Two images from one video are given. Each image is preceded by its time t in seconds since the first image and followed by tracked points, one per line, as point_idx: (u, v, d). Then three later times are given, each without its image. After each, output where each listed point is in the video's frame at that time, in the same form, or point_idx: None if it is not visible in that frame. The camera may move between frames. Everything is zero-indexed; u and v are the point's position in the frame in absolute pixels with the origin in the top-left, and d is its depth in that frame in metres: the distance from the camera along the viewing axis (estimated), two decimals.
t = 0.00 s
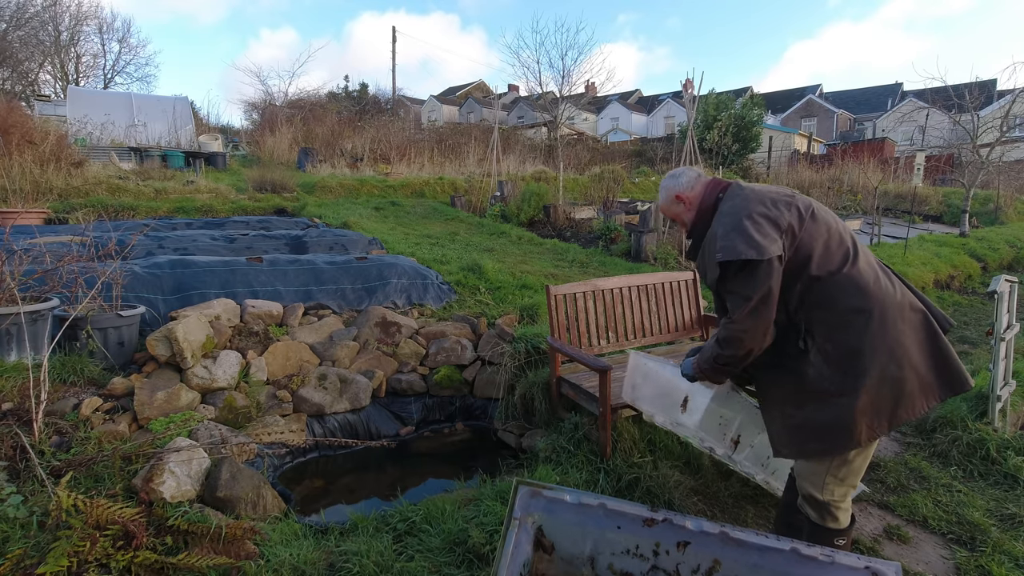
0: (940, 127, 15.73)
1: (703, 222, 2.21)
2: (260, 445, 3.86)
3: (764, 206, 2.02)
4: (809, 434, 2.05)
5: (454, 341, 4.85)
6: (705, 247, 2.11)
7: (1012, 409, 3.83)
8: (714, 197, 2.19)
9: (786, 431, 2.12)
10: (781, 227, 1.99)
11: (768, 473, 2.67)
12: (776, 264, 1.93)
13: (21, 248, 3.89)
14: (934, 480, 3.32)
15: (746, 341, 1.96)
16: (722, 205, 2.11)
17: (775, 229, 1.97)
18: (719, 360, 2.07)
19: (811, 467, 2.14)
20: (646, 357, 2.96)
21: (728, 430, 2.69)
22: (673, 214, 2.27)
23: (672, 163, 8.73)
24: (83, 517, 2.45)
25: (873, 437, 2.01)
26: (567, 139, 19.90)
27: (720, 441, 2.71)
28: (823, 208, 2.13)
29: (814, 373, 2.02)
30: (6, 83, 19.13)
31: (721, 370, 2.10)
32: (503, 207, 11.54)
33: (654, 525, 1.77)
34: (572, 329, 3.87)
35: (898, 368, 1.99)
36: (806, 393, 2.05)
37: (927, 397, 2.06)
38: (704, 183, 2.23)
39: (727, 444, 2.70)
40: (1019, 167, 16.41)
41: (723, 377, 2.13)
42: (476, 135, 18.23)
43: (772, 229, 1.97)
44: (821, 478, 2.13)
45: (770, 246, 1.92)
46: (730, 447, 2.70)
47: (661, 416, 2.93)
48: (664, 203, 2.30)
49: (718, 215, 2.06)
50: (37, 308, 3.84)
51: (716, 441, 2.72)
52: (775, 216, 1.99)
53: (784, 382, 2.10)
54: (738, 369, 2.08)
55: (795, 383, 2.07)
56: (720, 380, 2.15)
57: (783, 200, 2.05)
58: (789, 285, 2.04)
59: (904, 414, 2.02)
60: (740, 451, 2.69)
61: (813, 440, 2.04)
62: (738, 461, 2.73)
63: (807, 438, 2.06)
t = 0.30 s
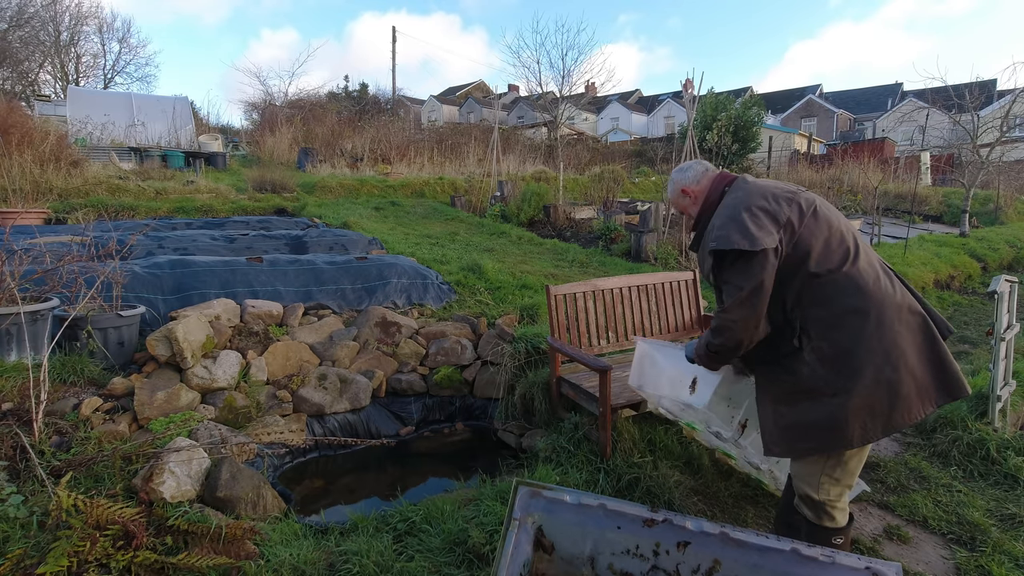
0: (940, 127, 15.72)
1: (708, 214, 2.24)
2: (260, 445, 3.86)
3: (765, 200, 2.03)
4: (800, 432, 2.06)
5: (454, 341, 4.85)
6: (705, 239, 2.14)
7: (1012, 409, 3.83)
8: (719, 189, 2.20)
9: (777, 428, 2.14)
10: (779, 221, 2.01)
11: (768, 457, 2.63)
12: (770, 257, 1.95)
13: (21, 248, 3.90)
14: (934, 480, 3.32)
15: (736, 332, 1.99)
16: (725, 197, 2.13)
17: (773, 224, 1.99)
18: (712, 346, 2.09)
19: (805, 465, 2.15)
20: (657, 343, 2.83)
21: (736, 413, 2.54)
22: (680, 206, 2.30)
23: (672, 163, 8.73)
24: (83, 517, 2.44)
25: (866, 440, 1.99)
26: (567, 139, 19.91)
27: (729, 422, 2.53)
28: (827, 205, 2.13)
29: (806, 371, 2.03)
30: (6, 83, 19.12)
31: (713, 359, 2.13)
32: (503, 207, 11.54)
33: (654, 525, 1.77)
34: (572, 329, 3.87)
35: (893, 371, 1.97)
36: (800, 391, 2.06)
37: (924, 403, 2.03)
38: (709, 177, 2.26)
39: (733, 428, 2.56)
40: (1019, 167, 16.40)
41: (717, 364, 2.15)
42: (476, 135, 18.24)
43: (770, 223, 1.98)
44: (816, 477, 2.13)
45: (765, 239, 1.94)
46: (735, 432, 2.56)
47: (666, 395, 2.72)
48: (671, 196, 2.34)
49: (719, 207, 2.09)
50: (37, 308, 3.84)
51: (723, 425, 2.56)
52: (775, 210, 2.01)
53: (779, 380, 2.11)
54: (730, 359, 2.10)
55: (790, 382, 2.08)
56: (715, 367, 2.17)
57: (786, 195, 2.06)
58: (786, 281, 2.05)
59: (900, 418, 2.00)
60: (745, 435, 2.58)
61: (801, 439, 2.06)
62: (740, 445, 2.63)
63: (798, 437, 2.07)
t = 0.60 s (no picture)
0: (940, 127, 15.72)
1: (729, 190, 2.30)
2: (260, 445, 3.86)
3: (775, 188, 2.05)
4: (771, 419, 2.11)
5: (454, 341, 4.85)
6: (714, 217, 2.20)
7: (1012, 409, 3.83)
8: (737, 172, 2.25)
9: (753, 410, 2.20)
10: (783, 212, 2.03)
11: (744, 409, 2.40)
12: (761, 245, 2.01)
13: (21, 248, 3.90)
14: (934, 480, 3.32)
15: (709, 305, 2.12)
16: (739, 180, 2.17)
17: (774, 213, 2.02)
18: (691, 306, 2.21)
19: (800, 465, 2.16)
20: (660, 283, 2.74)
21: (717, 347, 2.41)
22: (704, 180, 2.38)
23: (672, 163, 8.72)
24: (83, 517, 2.44)
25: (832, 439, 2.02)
26: (567, 139, 19.91)
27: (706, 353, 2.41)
28: (846, 204, 2.09)
29: (785, 361, 2.06)
30: (6, 83, 19.08)
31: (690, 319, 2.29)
32: (503, 207, 11.54)
33: (654, 525, 1.77)
34: (572, 329, 3.87)
35: (872, 377, 1.97)
36: (777, 379, 2.10)
37: (901, 417, 2.01)
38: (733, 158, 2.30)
39: (713, 357, 2.40)
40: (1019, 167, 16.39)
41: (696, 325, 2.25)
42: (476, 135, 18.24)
43: (772, 212, 2.02)
44: (811, 478, 2.15)
45: (759, 228, 1.99)
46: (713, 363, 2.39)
47: (651, 324, 2.58)
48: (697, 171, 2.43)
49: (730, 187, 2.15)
50: (37, 308, 3.84)
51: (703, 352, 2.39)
52: (782, 201, 2.03)
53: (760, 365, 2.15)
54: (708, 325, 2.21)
55: (768, 368, 2.11)
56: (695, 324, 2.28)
57: (802, 187, 2.06)
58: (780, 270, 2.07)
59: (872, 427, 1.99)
60: (724, 372, 2.39)
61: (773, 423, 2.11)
62: (717, 387, 2.41)
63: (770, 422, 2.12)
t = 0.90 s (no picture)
0: (940, 127, 15.73)
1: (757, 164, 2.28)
2: (260, 445, 3.86)
3: (811, 164, 2.02)
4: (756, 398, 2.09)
5: (454, 341, 4.84)
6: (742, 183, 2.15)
7: (1012, 409, 3.83)
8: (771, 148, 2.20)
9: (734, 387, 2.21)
10: (814, 188, 1.99)
11: (693, 390, 2.30)
12: (783, 216, 1.98)
13: (21, 248, 3.89)
14: (934, 480, 3.32)
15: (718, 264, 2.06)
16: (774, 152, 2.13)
17: (805, 187, 1.99)
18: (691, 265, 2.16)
19: (801, 462, 2.19)
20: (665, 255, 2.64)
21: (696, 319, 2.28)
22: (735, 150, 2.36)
23: (672, 163, 8.72)
24: (83, 517, 2.44)
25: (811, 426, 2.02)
26: (567, 139, 19.91)
27: (684, 314, 2.25)
28: (870, 199, 2.08)
29: (778, 342, 2.04)
30: (6, 83, 19.05)
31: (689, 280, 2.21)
32: (503, 207, 11.54)
33: (654, 524, 1.77)
34: (572, 329, 3.87)
35: (860, 372, 1.97)
36: (768, 359, 2.07)
37: (883, 416, 2.02)
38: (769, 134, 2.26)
39: (684, 326, 2.25)
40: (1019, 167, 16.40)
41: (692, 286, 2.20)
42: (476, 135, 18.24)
43: (802, 186, 1.99)
44: (814, 475, 2.15)
45: (789, 196, 1.96)
46: (683, 331, 2.25)
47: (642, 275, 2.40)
48: (731, 141, 2.39)
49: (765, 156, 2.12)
50: (37, 308, 3.84)
51: (678, 315, 2.25)
52: (816, 177, 2.00)
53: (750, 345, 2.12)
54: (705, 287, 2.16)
55: (758, 349, 2.08)
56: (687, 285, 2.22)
57: (835, 170, 2.04)
58: (789, 249, 2.03)
59: (852, 420, 1.99)
60: (690, 345, 2.27)
61: (749, 400, 2.10)
62: (677, 358, 2.29)
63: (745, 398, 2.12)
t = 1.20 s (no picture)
0: (940, 127, 15.73)
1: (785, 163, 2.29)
2: (260, 445, 3.86)
3: (855, 158, 2.09)
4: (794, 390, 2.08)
5: (454, 341, 4.85)
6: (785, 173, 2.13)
7: (1012, 409, 3.83)
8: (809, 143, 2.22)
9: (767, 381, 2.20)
10: (858, 182, 2.05)
11: (684, 413, 2.28)
12: (834, 203, 2.00)
13: (21, 248, 3.89)
14: (934, 480, 3.32)
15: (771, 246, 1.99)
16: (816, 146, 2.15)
17: (851, 178, 2.03)
18: (731, 252, 2.09)
19: (813, 456, 2.20)
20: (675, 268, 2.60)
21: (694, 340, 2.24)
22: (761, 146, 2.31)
23: (672, 163, 8.73)
24: (83, 517, 2.44)
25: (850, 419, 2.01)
26: (567, 139, 19.91)
27: (681, 336, 2.22)
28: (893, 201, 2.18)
29: (819, 335, 2.03)
30: (6, 83, 19.02)
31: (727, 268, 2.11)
32: (503, 207, 11.54)
33: (654, 524, 1.75)
34: (572, 329, 3.87)
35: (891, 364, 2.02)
36: (804, 352, 2.07)
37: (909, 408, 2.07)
38: (799, 132, 2.29)
39: (679, 349, 2.22)
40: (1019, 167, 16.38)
41: (725, 278, 2.13)
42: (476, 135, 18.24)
43: (851, 178, 2.03)
44: (825, 469, 2.16)
45: (842, 181, 1.99)
46: (678, 352, 2.23)
47: (650, 289, 2.39)
48: (755, 135, 2.34)
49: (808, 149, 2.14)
50: (37, 308, 3.84)
51: (675, 336, 2.23)
52: (859, 170, 2.06)
53: (788, 337, 2.12)
54: (746, 275, 2.09)
55: (797, 340, 2.08)
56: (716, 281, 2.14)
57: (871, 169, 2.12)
58: (834, 240, 2.03)
59: (886, 412, 2.01)
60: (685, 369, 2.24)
61: (781, 397, 2.12)
62: (670, 379, 2.27)
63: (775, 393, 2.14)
